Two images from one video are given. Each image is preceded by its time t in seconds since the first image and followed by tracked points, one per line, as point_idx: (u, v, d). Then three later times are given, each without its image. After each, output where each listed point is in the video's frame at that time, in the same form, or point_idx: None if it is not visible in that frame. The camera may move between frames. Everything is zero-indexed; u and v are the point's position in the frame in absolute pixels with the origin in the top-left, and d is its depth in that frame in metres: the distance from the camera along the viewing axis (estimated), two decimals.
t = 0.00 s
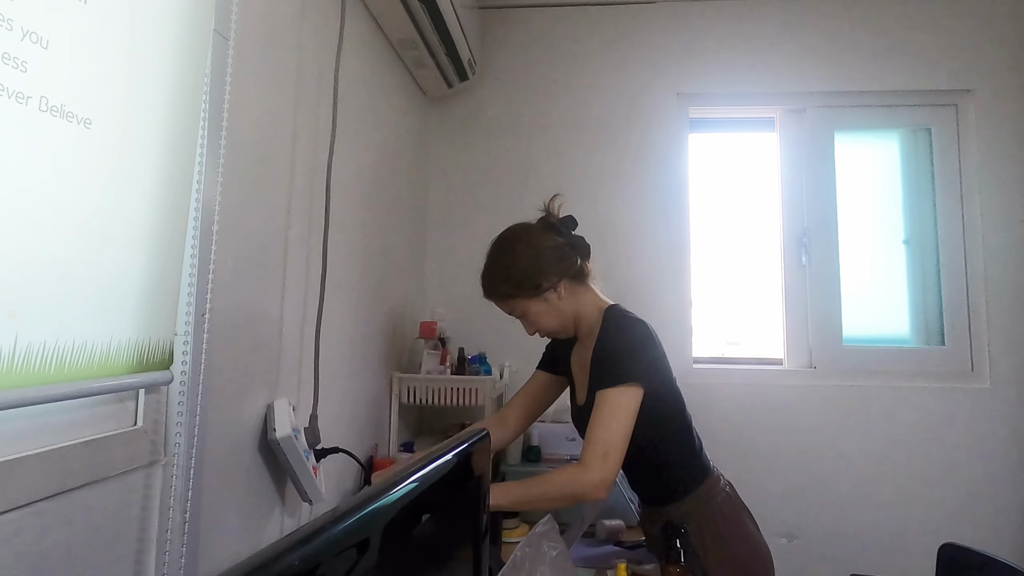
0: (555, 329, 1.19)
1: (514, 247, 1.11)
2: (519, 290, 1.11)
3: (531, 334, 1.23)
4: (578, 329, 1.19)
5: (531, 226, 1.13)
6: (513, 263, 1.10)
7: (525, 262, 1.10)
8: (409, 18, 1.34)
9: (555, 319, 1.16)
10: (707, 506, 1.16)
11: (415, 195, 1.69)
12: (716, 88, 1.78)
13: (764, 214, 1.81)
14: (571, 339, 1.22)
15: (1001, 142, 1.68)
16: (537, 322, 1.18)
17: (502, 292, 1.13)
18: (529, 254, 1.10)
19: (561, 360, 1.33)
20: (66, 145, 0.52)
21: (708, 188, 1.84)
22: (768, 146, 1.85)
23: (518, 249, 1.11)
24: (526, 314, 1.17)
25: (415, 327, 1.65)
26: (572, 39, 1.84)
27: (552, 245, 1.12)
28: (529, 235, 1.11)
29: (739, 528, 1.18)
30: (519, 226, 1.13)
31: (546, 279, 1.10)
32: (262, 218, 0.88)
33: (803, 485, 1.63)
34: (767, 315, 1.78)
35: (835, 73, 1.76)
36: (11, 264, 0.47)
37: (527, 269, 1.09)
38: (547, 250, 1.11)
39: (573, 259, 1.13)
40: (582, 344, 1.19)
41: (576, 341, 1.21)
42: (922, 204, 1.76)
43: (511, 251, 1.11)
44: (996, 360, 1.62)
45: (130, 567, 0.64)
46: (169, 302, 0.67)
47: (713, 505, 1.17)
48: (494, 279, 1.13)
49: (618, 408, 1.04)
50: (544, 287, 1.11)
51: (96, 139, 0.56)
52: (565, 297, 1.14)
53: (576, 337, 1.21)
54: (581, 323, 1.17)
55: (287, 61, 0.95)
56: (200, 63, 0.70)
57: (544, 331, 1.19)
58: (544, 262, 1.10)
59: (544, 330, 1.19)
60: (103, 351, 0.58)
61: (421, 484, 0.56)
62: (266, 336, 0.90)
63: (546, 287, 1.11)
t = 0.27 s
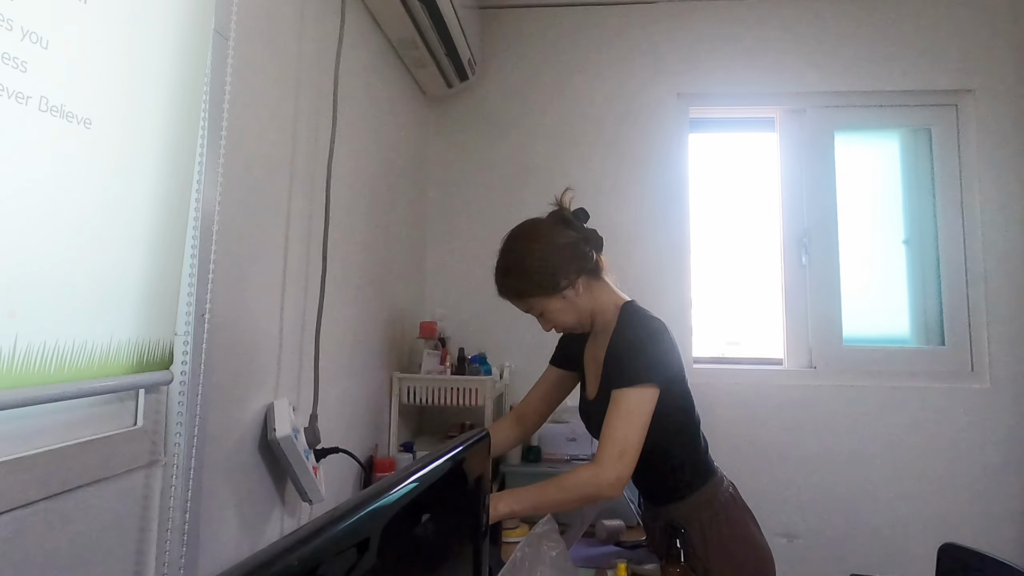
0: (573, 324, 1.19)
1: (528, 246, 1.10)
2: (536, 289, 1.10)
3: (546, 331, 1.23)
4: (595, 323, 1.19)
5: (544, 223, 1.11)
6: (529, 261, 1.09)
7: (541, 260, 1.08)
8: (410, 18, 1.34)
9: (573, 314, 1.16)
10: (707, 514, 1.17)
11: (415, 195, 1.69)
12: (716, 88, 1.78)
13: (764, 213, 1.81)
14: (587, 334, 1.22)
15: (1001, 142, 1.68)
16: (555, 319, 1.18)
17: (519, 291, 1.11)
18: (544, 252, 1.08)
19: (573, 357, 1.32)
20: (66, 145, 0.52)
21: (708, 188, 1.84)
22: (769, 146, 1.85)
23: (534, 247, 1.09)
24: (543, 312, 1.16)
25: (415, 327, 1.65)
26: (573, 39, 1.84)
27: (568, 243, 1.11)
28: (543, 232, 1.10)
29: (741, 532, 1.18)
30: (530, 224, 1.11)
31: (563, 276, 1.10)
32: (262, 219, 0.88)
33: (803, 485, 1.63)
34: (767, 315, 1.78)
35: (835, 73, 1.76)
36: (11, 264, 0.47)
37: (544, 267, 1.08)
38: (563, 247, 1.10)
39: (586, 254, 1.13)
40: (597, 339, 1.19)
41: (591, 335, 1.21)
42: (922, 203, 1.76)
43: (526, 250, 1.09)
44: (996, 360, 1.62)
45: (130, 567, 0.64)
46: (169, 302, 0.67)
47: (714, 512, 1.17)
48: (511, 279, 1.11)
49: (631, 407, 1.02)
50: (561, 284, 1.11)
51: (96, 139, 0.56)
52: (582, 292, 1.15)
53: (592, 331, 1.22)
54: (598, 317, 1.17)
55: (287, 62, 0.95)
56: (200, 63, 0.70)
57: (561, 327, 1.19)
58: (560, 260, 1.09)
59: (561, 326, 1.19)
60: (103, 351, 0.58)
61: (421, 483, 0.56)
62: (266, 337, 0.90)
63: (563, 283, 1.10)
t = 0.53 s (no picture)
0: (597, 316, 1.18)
1: (553, 236, 1.10)
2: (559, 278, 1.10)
3: (569, 323, 1.22)
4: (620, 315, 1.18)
5: (568, 216, 1.11)
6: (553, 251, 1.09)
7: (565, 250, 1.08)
8: (409, 18, 1.34)
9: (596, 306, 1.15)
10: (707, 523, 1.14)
11: (415, 195, 1.69)
12: (716, 88, 1.78)
13: (764, 213, 1.81)
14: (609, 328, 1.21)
15: (1001, 142, 1.68)
16: (577, 311, 1.17)
17: (542, 281, 1.11)
18: (567, 243, 1.08)
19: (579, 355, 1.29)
20: (66, 145, 0.52)
21: (708, 188, 1.84)
22: (769, 146, 1.85)
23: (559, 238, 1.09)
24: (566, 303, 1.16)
25: (415, 327, 1.65)
26: (573, 39, 1.84)
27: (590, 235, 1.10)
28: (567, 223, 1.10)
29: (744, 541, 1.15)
30: (552, 217, 1.12)
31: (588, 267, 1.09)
32: (262, 219, 0.88)
33: (803, 485, 1.63)
34: (767, 315, 1.78)
35: (835, 73, 1.76)
36: (11, 264, 0.47)
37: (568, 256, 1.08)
38: (587, 238, 1.10)
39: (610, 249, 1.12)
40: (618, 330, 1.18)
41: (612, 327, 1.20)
42: (922, 204, 1.75)
43: (550, 241, 1.09)
44: (996, 360, 1.62)
45: (130, 567, 0.64)
46: (169, 302, 0.67)
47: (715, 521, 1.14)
48: (534, 269, 1.11)
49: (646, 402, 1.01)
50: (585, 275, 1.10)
51: (96, 139, 0.56)
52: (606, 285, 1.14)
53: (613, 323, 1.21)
54: (620, 310, 1.16)
55: (287, 61, 0.95)
56: (200, 63, 0.70)
57: (585, 319, 1.18)
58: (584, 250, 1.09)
59: (585, 318, 1.18)
60: (103, 351, 0.58)
61: (421, 484, 0.56)
62: (266, 337, 0.90)
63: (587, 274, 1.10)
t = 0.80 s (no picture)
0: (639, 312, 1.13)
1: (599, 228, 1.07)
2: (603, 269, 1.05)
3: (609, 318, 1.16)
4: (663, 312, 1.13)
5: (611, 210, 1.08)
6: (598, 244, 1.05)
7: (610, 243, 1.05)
8: (410, 18, 1.34)
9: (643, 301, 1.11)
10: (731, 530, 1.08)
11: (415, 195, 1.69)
12: (716, 88, 1.78)
13: (764, 213, 1.81)
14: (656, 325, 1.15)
15: (1001, 143, 1.69)
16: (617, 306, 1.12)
17: (583, 271, 1.07)
18: (612, 231, 1.05)
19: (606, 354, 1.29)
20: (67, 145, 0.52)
21: (708, 188, 1.84)
22: (769, 146, 1.85)
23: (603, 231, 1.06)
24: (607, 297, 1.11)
25: (415, 327, 1.65)
26: (573, 39, 1.84)
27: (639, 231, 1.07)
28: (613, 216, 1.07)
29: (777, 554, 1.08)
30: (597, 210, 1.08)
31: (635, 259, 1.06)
32: (262, 219, 0.88)
33: (803, 485, 1.63)
34: (767, 315, 1.78)
35: (834, 73, 1.76)
36: (11, 264, 0.47)
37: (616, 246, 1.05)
38: (631, 230, 1.07)
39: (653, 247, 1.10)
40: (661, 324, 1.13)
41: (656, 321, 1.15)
42: (922, 204, 1.75)
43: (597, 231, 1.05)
44: (996, 360, 1.63)
45: (130, 567, 0.64)
46: (169, 302, 0.67)
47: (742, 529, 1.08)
48: (578, 258, 1.07)
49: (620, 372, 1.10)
50: (630, 264, 1.07)
51: (96, 139, 0.56)
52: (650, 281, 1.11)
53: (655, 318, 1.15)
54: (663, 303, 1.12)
55: (287, 61, 0.95)
56: (200, 63, 0.70)
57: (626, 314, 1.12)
58: (628, 242, 1.06)
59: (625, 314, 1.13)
60: (103, 351, 0.58)
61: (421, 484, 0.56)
62: (266, 337, 0.90)
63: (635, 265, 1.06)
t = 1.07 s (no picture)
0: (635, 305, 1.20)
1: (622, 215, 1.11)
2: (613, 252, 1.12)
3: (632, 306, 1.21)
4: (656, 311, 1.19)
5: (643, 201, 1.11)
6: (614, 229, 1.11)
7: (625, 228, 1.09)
8: (409, 18, 1.34)
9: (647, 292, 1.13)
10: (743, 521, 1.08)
11: (415, 195, 1.69)
12: (716, 88, 1.78)
13: (764, 213, 1.81)
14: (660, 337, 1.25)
15: (1002, 143, 1.68)
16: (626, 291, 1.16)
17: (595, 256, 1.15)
18: (619, 227, 1.09)
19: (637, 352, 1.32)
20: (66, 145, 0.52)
21: (708, 188, 1.84)
22: (769, 146, 1.85)
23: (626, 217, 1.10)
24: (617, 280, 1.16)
25: (415, 327, 1.65)
26: (573, 39, 1.84)
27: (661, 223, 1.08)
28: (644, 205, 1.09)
29: (787, 549, 1.08)
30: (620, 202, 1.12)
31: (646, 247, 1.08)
32: (263, 219, 0.88)
33: (803, 485, 1.63)
34: (768, 315, 1.78)
35: (834, 73, 1.76)
36: (11, 264, 0.47)
37: (633, 233, 1.08)
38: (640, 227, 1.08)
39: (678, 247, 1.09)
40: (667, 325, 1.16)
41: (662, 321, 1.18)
42: (922, 204, 1.75)
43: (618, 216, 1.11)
44: (996, 360, 1.62)
45: (130, 567, 0.64)
46: (169, 302, 0.67)
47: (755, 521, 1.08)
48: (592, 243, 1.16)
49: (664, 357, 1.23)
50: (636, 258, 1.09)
51: (96, 139, 0.56)
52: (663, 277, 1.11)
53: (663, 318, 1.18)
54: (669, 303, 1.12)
55: (287, 61, 0.95)
56: (200, 63, 0.70)
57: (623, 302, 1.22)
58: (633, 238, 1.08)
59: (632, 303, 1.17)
60: (103, 351, 0.58)
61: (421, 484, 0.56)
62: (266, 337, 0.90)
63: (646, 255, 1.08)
